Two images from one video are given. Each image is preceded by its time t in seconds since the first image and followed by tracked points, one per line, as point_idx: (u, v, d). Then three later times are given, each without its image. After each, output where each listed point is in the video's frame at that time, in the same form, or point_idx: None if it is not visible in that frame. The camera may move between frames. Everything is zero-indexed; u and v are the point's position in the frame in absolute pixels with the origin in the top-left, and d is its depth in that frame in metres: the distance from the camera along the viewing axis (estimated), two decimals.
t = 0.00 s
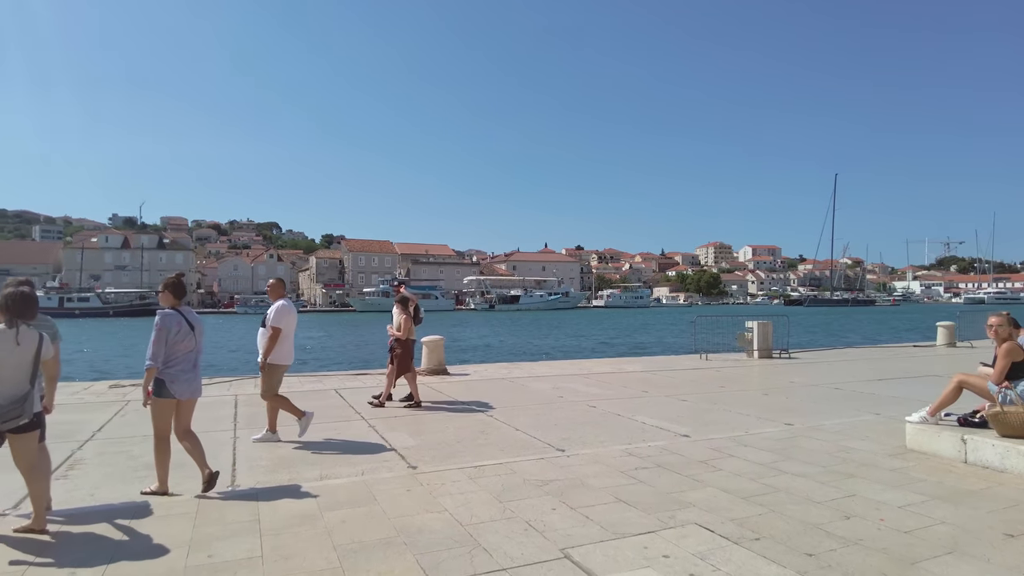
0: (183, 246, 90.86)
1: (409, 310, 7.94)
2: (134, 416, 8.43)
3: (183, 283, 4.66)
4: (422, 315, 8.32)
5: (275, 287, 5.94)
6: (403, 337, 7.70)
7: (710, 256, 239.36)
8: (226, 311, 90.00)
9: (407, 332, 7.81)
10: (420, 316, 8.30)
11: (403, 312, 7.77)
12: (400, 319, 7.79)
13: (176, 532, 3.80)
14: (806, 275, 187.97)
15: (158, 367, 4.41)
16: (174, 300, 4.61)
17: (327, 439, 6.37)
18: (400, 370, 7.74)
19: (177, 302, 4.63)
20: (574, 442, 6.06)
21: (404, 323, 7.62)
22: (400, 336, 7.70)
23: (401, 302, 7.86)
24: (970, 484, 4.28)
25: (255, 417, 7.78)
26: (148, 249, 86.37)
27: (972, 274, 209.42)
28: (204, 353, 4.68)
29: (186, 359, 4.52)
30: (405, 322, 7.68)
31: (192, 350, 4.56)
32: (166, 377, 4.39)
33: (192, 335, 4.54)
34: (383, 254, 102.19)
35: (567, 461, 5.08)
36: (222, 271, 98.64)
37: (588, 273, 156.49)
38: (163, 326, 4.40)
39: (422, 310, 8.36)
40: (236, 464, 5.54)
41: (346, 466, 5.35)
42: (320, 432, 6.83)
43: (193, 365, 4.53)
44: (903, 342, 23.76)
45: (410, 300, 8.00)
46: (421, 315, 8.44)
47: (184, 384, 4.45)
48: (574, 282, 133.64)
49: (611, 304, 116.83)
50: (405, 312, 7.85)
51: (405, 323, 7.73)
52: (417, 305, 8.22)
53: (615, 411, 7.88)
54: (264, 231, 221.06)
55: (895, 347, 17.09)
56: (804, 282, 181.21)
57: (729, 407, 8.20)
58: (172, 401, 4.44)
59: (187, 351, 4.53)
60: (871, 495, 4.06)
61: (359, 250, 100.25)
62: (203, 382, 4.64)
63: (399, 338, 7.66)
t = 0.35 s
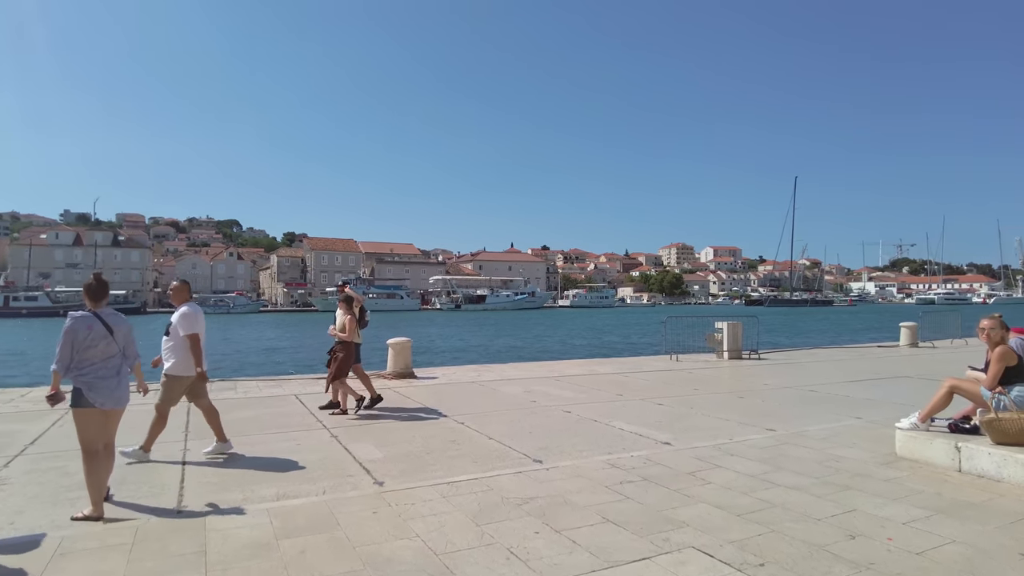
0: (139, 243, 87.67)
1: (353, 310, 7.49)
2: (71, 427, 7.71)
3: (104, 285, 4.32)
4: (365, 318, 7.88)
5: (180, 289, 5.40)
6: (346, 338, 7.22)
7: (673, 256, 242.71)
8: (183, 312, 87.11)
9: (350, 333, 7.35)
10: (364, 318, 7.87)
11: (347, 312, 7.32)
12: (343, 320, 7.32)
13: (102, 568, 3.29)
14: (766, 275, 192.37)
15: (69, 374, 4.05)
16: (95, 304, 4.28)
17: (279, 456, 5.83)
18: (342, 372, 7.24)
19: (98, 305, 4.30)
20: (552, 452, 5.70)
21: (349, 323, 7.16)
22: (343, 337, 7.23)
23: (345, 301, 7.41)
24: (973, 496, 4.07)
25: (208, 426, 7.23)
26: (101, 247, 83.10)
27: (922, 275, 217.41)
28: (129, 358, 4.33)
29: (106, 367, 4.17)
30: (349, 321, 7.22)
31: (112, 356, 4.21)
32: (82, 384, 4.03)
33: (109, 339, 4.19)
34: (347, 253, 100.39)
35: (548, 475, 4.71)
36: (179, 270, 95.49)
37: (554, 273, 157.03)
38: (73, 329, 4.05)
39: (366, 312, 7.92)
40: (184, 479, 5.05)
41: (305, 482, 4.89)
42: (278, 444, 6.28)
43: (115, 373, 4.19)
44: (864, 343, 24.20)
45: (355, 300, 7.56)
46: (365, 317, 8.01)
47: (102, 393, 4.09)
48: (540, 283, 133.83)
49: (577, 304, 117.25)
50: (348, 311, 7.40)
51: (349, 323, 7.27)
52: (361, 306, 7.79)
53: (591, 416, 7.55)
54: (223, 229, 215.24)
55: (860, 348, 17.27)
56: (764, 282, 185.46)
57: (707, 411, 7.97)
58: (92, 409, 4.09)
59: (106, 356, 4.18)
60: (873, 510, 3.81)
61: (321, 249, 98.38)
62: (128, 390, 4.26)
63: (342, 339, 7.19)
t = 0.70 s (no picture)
0: (91, 241, 84.13)
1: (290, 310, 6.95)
2: None
3: (24, 279, 3.81)
4: (306, 318, 7.36)
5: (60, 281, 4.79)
6: (282, 341, 6.68)
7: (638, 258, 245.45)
8: (137, 312, 83.98)
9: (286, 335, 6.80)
10: (305, 318, 7.35)
11: (283, 312, 6.79)
12: (279, 321, 6.78)
13: None
14: (728, 277, 196.11)
15: None
16: (12, 301, 3.77)
17: (228, 467, 5.32)
18: (278, 378, 6.68)
19: (18, 302, 3.79)
20: (528, 461, 5.33)
21: (284, 324, 6.62)
22: (278, 340, 6.68)
23: (282, 300, 6.88)
24: (975, 504, 3.86)
25: (153, 433, 6.64)
26: (51, 245, 79.54)
27: (874, 276, 224.92)
28: (50, 362, 3.81)
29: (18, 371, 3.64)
30: (285, 322, 6.68)
31: (28, 358, 3.69)
32: None
33: (25, 339, 3.68)
34: (310, 253, 98.32)
35: (525, 486, 4.35)
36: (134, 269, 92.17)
37: (520, 273, 157.01)
38: None
39: (308, 312, 7.41)
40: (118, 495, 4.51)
41: (256, 500, 4.40)
42: (226, 454, 5.75)
43: (30, 376, 3.66)
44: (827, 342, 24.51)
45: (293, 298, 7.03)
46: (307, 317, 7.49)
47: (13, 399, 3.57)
48: (506, 283, 133.56)
49: (543, 304, 117.42)
50: (285, 312, 6.87)
51: (284, 324, 6.73)
52: (301, 305, 7.26)
53: (566, 420, 7.20)
54: (180, 227, 208.94)
55: (826, 347, 17.39)
56: (726, 283, 188.98)
57: (685, 414, 7.71)
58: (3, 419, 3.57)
59: (20, 359, 3.67)
60: (878, 524, 3.54)
61: (283, 248, 96.16)
62: (51, 396, 3.74)
63: (277, 342, 6.64)
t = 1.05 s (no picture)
0: (66, 239, 82.38)
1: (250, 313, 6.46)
2: None
3: None
4: (267, 323, 6.91)
5: None
6: (240, 346, 6.21)
7: (620, 258, 246.10)
8: (114, 312, 82.27)
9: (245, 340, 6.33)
10: (266, 323, 6.89)
11: (241, 316, 6.30)
12: (236, 325, 6.30)
13: None
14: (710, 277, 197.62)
15: None
16: None
17: (202, 486, 4.84)
18: (237, 388, 6.24)
19: None
20: (533, 478, 4.94)
21: (241, 329, 6.15)
22: (236, 345, 6.20)
23: (239, 303, 6.37)
24: None
25: (122, 446, 6.13)
26: (24, 243, 77.76)
27: (853, 276, 227.95)
28: None
29: None
30: (242, 327, 6.20)
31: None
32: None
33: None
34: (291, 252, 97.00)
35: (533, 509, 3.96)
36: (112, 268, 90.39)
37: (504, 273, 156.70)
38: None
39: (269, 316, 6.94)
40: (81, 522, 4.03)
41: (236, 527, 3.94)
42: (198, 470, 5.26)
43: None
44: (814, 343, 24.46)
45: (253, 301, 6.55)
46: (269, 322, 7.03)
47: None
48: (490, 282, 133.15)
49: (527, 304, 117.13)
50: (244, 315, 6.39)
51: (242, 329, 6.25)
52: (261, 310, 6.76)
53: (566, 429, 6.83)
54: (159, 225, 205.37)
55: (817, 349, 17.27)
56: (708, 283, 190.38)
57: (688, 421, 7.38)
58: None
59: None
60: (928, 553, 3.21)
61: (264, 247, 94.85)
62: None
63: (235, 347, 6.16)
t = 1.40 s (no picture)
0: (62, 238, 81.91)
1: (227, 314, 6.06)
2: None
3: None
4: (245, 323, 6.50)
5: None
6: (220, 349, 5.82)
7: (618, 258, 245.89)
8: (111, 312, 81.78)
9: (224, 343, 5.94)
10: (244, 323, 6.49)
11: (219, 317, 5.91)
12: (214, 327, 5.90)
13: None
14: (708, 278, 197.53)
15: None
16: None
17: (198, 500, 4.44)
18: (218, 395, 5.86)
19: None
20: (556, 493, 4.57)
21: (221, 331, 5.76)
22: (216, 349, 5.81)
23: (216, 303, 5.96)
24: None
25: (111, 454, 5.71)
26: (19, 242, 77.34)
27: (851, 278, 228.22)
28: None
29: None
30: (221, 329, 5.81)
31: None
32: None
33: None
34: (289, 251, 96.46)
35: (567, 530, 3.59)
36: (109, 267, 89.87)
37: (502, 273, 156.38)
38: None
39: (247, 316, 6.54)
40: (63, 542, 3.64)
41: (236, 549, 3.56)
42: (194, 482, 4.87)
43: None
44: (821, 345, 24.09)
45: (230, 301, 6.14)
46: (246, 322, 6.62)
47: None
48: (488, 283, 132.82)
49: (526, 305, 116.84)
50: (221, 316, 5.99)
51: (221, 331, 5.85)
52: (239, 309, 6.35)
53: (584, 436, 6.45)
54: (155, 225, 204.49)
55: (828, 351, 16.94)
56: (706, 284, 190.27)
57: (712, 427, 6.99)
58: None
59: None
60: None
61: (261, 246, 94.33)
62: None
63: (214, 350, 5.77)
